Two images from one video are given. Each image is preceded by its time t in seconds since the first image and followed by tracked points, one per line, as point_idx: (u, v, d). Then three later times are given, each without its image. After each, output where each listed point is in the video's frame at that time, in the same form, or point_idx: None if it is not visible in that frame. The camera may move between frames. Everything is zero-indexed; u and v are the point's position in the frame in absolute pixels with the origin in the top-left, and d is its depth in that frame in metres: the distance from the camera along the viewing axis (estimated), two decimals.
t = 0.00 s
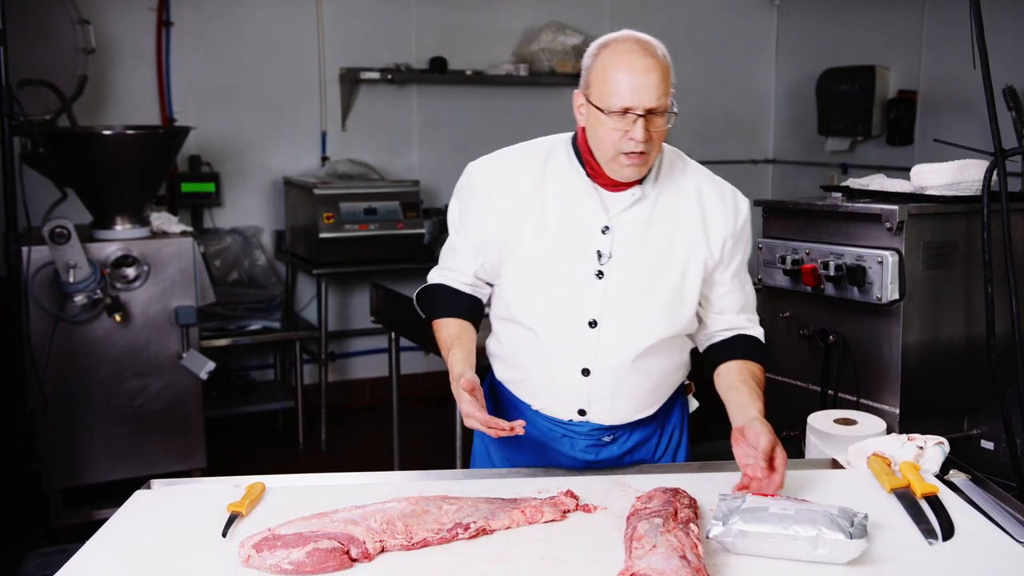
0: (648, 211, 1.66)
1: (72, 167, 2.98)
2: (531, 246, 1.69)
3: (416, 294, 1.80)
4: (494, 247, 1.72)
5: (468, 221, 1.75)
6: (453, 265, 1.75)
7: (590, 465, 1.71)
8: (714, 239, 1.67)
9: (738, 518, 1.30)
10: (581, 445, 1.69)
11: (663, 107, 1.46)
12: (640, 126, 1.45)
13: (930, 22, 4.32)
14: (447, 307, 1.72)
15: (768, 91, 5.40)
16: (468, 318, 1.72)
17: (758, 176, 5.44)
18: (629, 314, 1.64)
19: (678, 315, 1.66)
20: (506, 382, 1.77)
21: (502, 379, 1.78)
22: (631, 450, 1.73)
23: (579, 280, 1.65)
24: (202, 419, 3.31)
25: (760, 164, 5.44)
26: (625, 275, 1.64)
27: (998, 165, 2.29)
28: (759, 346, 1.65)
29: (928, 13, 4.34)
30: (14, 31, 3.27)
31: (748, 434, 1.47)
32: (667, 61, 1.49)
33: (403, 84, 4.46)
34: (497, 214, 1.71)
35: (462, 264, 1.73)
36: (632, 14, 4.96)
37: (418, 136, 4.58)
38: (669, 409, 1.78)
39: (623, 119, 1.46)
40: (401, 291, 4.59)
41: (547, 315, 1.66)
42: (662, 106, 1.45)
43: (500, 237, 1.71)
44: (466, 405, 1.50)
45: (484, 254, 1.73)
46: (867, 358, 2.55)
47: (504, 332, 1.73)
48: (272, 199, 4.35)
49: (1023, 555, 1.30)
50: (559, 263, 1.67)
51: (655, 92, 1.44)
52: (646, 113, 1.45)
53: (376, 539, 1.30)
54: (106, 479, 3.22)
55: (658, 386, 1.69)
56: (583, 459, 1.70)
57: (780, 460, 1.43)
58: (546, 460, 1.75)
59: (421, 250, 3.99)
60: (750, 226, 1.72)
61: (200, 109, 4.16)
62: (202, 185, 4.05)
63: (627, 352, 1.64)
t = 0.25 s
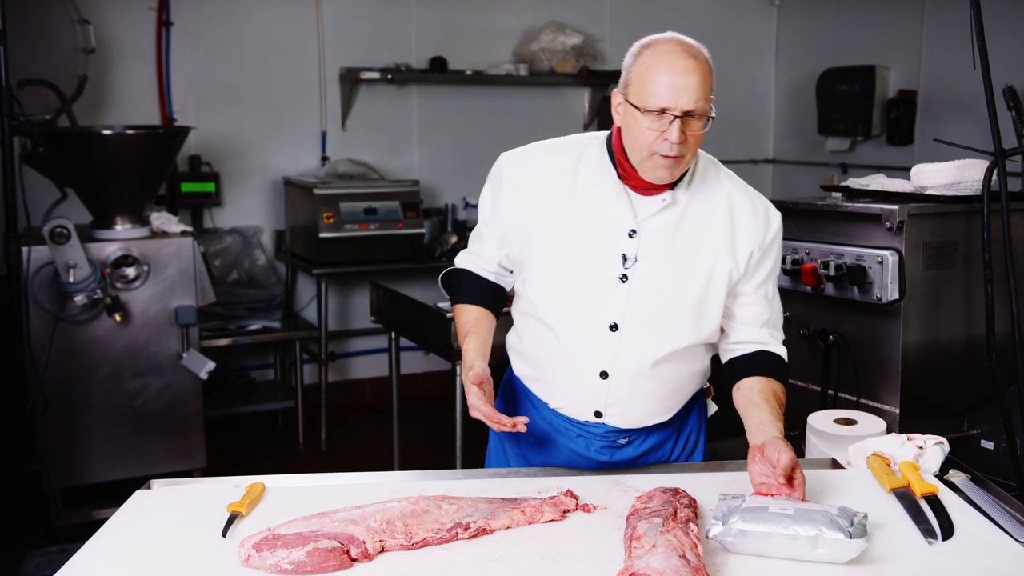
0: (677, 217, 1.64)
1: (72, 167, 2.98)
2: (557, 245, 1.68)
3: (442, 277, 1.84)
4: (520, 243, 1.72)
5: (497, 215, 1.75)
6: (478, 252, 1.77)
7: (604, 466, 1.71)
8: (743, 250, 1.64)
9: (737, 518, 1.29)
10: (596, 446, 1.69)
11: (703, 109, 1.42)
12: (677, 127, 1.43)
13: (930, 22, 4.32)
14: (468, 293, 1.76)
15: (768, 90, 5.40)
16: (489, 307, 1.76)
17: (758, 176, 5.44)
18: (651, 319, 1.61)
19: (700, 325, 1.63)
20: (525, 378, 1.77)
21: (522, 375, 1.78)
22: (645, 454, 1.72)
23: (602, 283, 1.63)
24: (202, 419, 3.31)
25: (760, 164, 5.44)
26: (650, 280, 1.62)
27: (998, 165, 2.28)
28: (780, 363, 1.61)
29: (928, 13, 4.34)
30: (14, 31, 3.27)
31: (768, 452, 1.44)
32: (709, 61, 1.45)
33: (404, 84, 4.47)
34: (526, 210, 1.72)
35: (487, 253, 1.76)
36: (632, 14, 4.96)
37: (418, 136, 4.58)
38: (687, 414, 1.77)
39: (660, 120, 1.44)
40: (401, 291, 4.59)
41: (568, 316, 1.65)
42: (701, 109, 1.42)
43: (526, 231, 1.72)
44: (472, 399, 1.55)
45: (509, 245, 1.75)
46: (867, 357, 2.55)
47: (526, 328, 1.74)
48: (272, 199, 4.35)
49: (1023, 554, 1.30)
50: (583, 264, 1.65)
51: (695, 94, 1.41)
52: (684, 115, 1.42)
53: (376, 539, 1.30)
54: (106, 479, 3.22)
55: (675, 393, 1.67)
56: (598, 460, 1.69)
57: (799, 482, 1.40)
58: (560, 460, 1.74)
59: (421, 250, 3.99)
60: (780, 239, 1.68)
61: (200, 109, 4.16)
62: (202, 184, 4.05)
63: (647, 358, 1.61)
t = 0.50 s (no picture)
0: (698, 222, 1.62)
1: (72, 167, 2.98)
2: (576, 245, 1.68)
3: (461, 266, 1.86)
4: (540, 240, 1.73)
5: (520, 210, 1.76)
6: (499, 243, 1.79)
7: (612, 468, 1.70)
8: (763, 259, 1.62)
9: (738, 519, 1.29)
10: (605, 446, 1.68)
11: (726, 108, 1.40)
12: (699, 125, 1.41)
13: (930, 22, 4.32)
14: (485, 284, 1.78)
15: (768, 90, 5.40)
16: (506, 298, 1.78)
17: (758, 175, 5.44)
18: (666, 323, 1.60)
19: (715, 331, 1.61)
20: (538, 374, 1.78)
21: (535, 371, 1.79)
22: (654, 457, 1.71)
23: (619, 285, 1.62)
24: (202, 418, 3.31)
25: (760, 164, 5.44)
26: (666, 285, 1.60)
27: (998, 165, 2.27)
28: (793, 375, 1.60)
29: (928, 13, 4.33)
30: (13, 31, 3.27)
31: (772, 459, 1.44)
32: (736, 60, 1.44)
33: (404, 84, 4.47)
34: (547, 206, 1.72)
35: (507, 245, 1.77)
36: (632, 14, 4.96)
37: (418, 136, 4.58)
38: (698, 418, 1.76)
39: (681, 116, 1.42)
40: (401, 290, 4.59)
41: (583, 316, 1.65)
42: (725, 108, 1.40)
43: (545, 228, 1.72)
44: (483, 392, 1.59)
45: (529, 239, 1.76)
46: (868, 357, 2.55)
47: (541, 325, 1.74)
48: (272, 199, 4.35)
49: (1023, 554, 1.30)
50: (600, 265, 1.65)
51: (719, 92, 1.39)
52: (707, 113, 1.41)
53: (376, 539, 1.30)
54: (106, 479, 3.22)
55: (687, 397, 1.66)
56: (607, 461, 1.68)
57: (801, 490, 1.41)
58: (569, 459, 1.74)
59: (420, 250, 4.01)
60: (803, 249, 1.66)
61: (200, 109, 4.16)
62: (202, 184, 4.05)
63: (660, 363, 1.61)
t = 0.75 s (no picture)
0: (712, 229, 1.61)
1: (72, 167, 2.98)
2: (588, 247, 1.67)
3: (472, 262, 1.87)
4: (553, 239, 1.72)
5: (535, 208, 1.76)
6: (512, 241, 1.79)
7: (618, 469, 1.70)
8: (776, 269, 1.61)
9: (738, 522, 1.29)
10: (612, 447, 1.68)
11: (746, 124, 1.40)
12: (718, 142, 1.41)
13: (930, 22, 4.32)
14: (496, 281, 1.79)
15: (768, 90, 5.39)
16: (518, 297, 1.79)
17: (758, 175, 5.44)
18: (676, 329, 1.60)
19: (725, 338, 1.61)
20: (546, 372, 1.78)
21: (543, 369, 1.79)
22: (661, 459, 1.72)
23: (630, 289, 1.62)
24: (202, 418, 3.31)
25: (760, 164, 5.44)
26: (678, 291, 1.60)
27: (998, 165, 2.27)
28: (804, 379, 1.60)
29: (928, 13, 4.33)
30: (13, 31, 3.27)
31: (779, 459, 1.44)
32: (758, 75, 1.43)
33: (404, 84, 4.47)
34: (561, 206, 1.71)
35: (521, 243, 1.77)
36: (632, 14, 4.96)
37: (419, 136, 4.58)
38: (706, 420, 1.76)
39: (699, 132, 1.42)
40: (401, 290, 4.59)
41: (593, 318, 1.65)
42: (745, 124, 1.40)
43: (558, 228, 1.72)
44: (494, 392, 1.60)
45: (542, 238, 1.76)
46: (868, 357, 2.55)
47: (551, 325, 1.74)
48: (272, 199, 4.35)
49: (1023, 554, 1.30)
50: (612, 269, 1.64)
51: (740, 109, 1.39)
52: (725, 129, 1.41)
53: (376, 539, 1.30)
54: (106, 478, 3.22)
55: (694, 400, 1.66)
56: (612, 462, 1.69)
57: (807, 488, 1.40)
58: (575, 459, 1.74)
59: (420, 250, 4.01)
60: (817, 259, 1.65)
61: (200, 109, 4.16)
62: (202, 184, 4.05)
63: (668, 367, 1.60)
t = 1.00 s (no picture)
0: (721, 231, 1.61)
1: (72, 166, 2.98)
2: (596, 248, 1.67)
3: (477, 259, 1.87)
4: (560, 239, 1.72)
5: (542, 207, 1.76)
6: (519, 240, 1.80)
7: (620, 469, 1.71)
8: (784, 273, 1.61)
9: (756, 526, 1.28)
10: (615, 448, 1.69)
11: (761, 127, 1.40)
12: (733, 144, 1.41)
13: (930, 22, 4.32)
14: (502, 280, 1.79)
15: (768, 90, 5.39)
16: (523, 296, 1.78)
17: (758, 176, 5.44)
18: (683, 331, 1.60)
19: (732, 341, 1.61)
20: (550, 372, 1.78)
21: (547, 368, 1.79)
22: (664, 459, 1.72)
23: (638, 291, 1.62)
24: (202, 418, 3.31)
25: (760, 164, 5.44)
26: (686, 293, 1.60)
27: (998, 165, 2.27)
28: (812, 384, 1.60)
29: (928, 13, 4.33)
30: (13, 31, 3.27)
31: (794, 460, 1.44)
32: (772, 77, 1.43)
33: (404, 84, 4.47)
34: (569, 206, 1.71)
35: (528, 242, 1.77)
36: (632, 14, 4.96)
37: (419, 136, 4.58)
38: (710, 422, 1.77)
39: (714, 135, 1.42)
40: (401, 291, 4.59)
41: (600, 319, 1.65)
42: (760, 126, 1.40)
43: (566, 227, 1.72)
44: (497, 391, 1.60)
45: (549, 237, 1.76)
46: (868, 357, 2.55)
47: (556, 325, 1.74)
48: (272, 199, 4.35)
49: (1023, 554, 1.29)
50: (620, 270, 1.64)
51: (754, 111, 1.39)
52: (740, 132, 1.40)
53: (376, 539, 1.30)
54: (105, 478, 3.22)
55: (698, 403, 1.66)
56: (616, 463, 1.69)
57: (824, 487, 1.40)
58: (578, 459, 1.75)
59: (420, 250, 4.01)
60: (825, 264, 1.65)
61: (200, 109, 4.16)
62: (202, 184, 4.05)
63: (674, 370, 1.60)
